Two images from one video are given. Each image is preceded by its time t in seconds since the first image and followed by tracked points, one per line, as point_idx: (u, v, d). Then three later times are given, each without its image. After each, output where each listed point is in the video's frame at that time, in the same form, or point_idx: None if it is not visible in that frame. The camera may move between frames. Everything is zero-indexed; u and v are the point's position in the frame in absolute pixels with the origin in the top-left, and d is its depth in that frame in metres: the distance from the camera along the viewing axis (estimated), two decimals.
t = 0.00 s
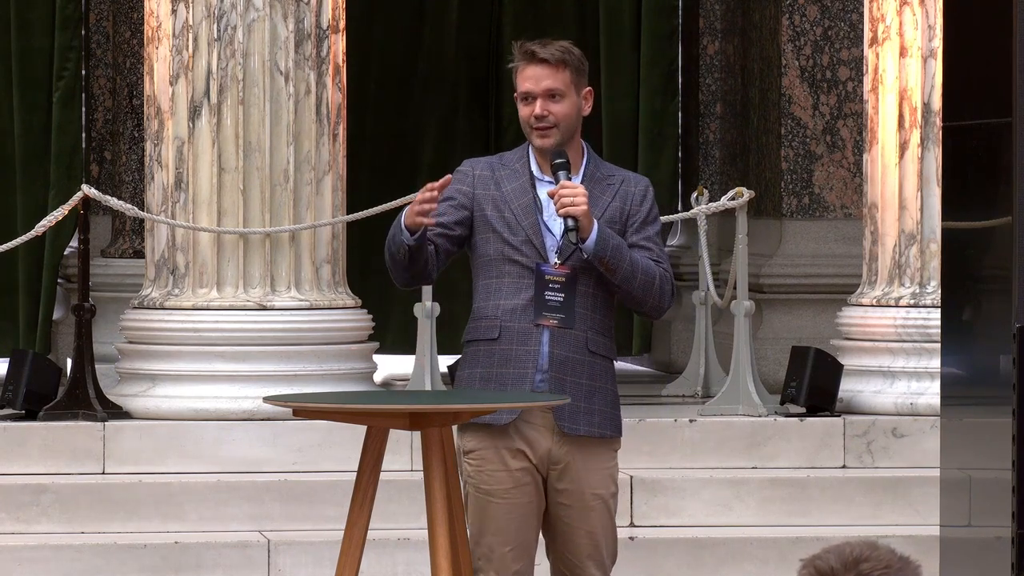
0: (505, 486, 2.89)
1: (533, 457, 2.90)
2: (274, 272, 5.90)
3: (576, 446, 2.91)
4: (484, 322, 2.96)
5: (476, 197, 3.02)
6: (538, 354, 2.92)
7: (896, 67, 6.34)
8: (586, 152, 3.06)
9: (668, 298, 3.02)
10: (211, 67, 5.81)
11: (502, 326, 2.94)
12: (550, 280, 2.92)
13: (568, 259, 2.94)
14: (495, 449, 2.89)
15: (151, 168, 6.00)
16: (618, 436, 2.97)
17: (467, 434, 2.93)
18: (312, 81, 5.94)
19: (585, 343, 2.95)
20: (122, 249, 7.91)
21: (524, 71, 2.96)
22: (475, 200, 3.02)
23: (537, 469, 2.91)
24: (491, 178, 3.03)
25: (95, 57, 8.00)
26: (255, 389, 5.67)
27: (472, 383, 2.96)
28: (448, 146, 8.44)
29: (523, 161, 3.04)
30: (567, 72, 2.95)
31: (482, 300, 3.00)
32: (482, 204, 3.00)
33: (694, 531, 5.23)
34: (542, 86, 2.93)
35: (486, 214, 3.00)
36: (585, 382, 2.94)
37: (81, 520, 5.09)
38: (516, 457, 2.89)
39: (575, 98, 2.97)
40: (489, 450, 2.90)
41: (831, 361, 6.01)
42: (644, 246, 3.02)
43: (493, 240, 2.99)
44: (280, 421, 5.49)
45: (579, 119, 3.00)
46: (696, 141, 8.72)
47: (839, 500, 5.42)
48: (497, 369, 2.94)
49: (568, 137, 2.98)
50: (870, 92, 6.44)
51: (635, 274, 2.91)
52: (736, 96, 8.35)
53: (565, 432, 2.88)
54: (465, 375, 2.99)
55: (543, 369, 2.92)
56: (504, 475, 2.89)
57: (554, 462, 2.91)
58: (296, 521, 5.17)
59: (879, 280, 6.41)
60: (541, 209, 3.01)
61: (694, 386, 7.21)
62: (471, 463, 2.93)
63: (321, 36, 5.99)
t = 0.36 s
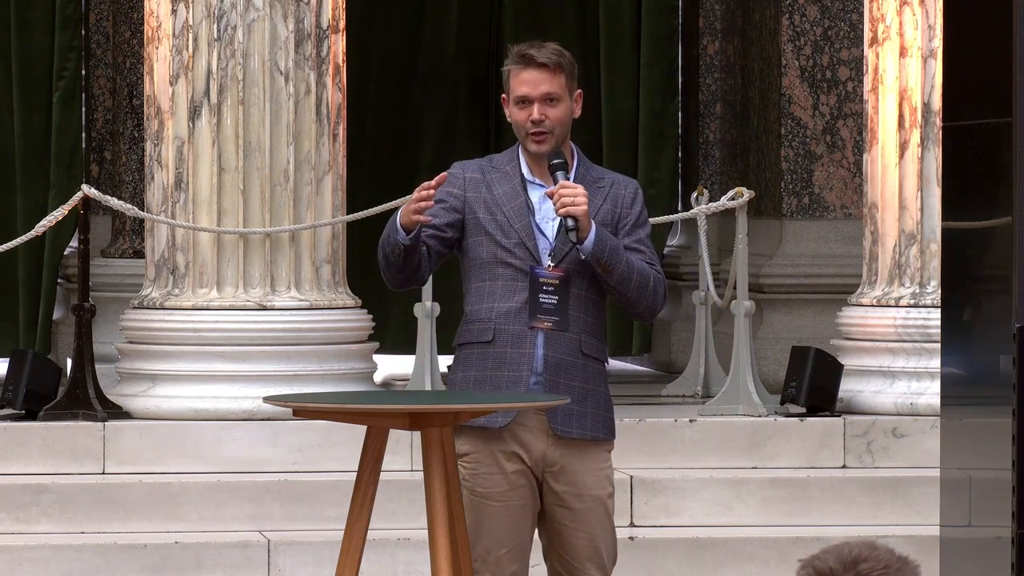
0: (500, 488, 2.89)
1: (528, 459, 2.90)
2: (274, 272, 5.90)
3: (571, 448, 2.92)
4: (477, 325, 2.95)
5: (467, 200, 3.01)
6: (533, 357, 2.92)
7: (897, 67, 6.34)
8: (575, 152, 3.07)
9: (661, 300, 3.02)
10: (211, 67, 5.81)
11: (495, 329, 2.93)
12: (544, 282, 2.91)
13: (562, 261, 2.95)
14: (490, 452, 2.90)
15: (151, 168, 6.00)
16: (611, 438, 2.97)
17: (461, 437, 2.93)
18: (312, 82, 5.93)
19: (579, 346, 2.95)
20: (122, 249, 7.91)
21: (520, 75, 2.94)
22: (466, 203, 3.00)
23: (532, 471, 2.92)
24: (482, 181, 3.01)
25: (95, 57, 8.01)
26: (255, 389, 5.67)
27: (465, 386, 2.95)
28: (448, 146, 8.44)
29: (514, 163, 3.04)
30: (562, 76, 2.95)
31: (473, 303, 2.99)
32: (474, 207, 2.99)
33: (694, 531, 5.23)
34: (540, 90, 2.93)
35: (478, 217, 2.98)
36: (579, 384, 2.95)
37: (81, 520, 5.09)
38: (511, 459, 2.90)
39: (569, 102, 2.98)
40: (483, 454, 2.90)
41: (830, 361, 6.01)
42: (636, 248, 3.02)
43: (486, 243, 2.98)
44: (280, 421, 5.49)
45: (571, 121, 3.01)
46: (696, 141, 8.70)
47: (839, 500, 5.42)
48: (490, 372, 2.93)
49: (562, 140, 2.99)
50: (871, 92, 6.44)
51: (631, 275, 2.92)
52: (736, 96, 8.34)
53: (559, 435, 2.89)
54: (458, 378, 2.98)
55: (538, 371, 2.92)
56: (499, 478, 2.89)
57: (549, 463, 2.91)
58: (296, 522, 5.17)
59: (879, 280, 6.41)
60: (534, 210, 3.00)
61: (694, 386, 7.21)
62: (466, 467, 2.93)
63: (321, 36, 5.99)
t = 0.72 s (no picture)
0: (502, 488, 2.89)
1: (530, 459, 2.90)
2: (274, 272, 5.90)
3: (573, 447, 2.92)
4: (478, 329, 2.95)
5: (465, 202, 3.00)
6: (534, 360, 2.92)
7: (896, 67, 6.34)
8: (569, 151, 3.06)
9: (660, 297, 3.02)
10: (211, 67, 5.81)
11: (496, 332, 2.93)
12: (543, 284, 2.92)
13: (561, 261, 2.95)
14: (492, 452, 2.90)
15: (151, 168, 6.00)
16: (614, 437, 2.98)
17: (462, 437, 2.93)
18: (312, 81, 5.93)
19: (580, 346, 2.95)
20: (122, 249, 7.91)
21: (523, 78, 2.93)
22: (464, 205, 3.00)
23: (534, 470, 2.92)
24: (480, 182, 3.00)
25: (95, 57, 8.01)
26: (255, 390, 5.67)
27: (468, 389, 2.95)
28: (448, 146, 8.44)
29: (511, 164, 3.01)
30: (564, 79, 2.95)
31: (474, 305, 2.98)
32: (473, 209, 2.98)
33: (694, 531, 5.23)
34: (545, 94, 2.92)
35: (477, 220, 2.98)
36: (581, 385, 2.95)
37: (81, 520, 5.09)
38: (513, 459, 2.90)
39: (570, 104, 2.98)
40: (485, 453, 2.90)
41: (830, 361, 6.01)
42: (634, 246, 3.02)
43: (485, 245, 2.97)
44: (280, 421, 5.50)
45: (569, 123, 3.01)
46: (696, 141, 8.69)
47: (839, 500, 5.42)
48: (492, 375, 2.93)
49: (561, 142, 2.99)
50: (870, 92, 6.44)
51: (630, 275, 2.92)
52: (736, 96, 8.34)
53: (564, 436, 2.90)
54: (459, 380, 2.97)
55: (540, 373, 2.92)
56: (500, 477, 2.89)
57: (551, 462, 2.91)
58: (297, 521, 5.17)
59: (879, 280, 6.41)
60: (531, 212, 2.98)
61: (693, 386, 7.21)
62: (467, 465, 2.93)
63: (321, 36, 5.99)
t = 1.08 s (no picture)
0: (516, 484, 2.88)
1: (544, 455, 2.90)
2: (274, 272, 5.90)
3: (590, 443, 2.91)
4: (494, 334, 2.94)
5: (472, 207, 2.98)
6: (551, 363, 2.91)
7: (896, 67, 6.34)
8: (574, 148, 3.04)
9: (672, 288, 3.01)
10: (211, 67, 5.82)
11: (511, 337, 2.92)
12: (555, 287, 2.88)
13: (571, 262, 2.93)
14: (508, 448, 2.89)
15: (152, 168, 6.01)
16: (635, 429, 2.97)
17: (477, 436, 2.92)
18: (312, 82, 5.93)
19: (597, 344, 2.93)
20: (122, 249, 7.91)
21: (523, 76, 2.91)
22: (471, 210, 2.98)
23: (549, 466, 2.92)
24: (485, 186, 2.98)
25: (95, 57, 8.01)
26: (255, 389, 5.68)
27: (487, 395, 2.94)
28: (448, 146, 8.44)
29: (516, 165, 2.99)
30: (564, 74, 2.93)
31: (488, 310, 2.97)
32: (480, 215, 2.97)
33: (694, 531, 5.23)
34: (547, 89, 2.89)
35: (485, 225, 2.96)
36: (599, 383, 2.93)
37: (81, 520, 5.09)
38: (528, 454, 2.89)
39: (571, 98, 2.95)
40: (500, 450, 2.89)
41: (830, 361, 6.01)
42: (645, 238, 3.01)
43: (495, 250, 2.96)
44: (280, 421, 5.50)
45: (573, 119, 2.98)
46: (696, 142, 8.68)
47: (839, 500, 5.42)
48: (510, 381, 2.92)
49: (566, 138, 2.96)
50: (870, 92, 6.45)
51: (642, 271, 2.91)
52: (736, 96, 8.34)
53: (584, 436, 2.89)
54: (478, 387, 2.98)
55: (557, 375, 2.92)
56: (515, 472, 2.88)
57: (567, 458, 2.91)
58: (297, 521, 5.16)
59: (879, 280, 6.41)
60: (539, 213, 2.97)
61: (693, 386, 7.21)
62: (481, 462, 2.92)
63: (321, 36, 5.99)
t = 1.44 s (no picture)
0: (531, 480, 2.87)
1: (560, 453, 2.87)
2: (274, 272, 5.90)
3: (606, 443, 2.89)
4: (508, 334, 2.93)
5: (492, 208, 2.98)
6: (564, 363, 2.89)
7: (897, 67, 6.34)
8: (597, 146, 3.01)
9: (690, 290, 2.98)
10: (211, 67, 5.81)
11: (525, 337, 2.91)
12: (569, 288, 2.84)
13: (586, 263, 2.90)
14: (525, 445, 2.88)
15: (152, 168, 6.01)
16: (650, 429, 2.95)
17: (495, 432, 2.91)
18: (311, 81, 5.94)
19: (611, 344, 2.90)
20: (122, 249, 7.91)
21: (551, 67, 2.90)
22: (491, 211, 2.98)
23: (564, 465, 2.89)
24: (504, 187, 2.98)
25: (95, 57, 8.00)
26: (255, 390, 5.68)
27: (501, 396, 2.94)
28: (448, 146, 8.45)
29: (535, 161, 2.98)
30: (593, 73, 2.91)
31: (506, 310, 2.96)
32: (499, 215, 2.96)
33: (694, 531, 5.23)
34: (572, 85, 2.88)
35: (503, 226, 2.95)
36: (613, 383, 2.90)
37: (81, 520, 5.09)
38: (544, 453, 2.87)
39: (598, 98, 2.93)
40: (516, 446, 2.88)
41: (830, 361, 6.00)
42: (664, 240, 2.97)
43: (513, 251, 2.95)
44: (280, 421, 5.50)
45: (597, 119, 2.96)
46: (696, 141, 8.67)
47: (839, 500, 5.42)
48: (524, 381, 2.91)
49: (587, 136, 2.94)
50: (871, 92, 6.45)
51: (659, 273, 2.87)
52: (736, 96, 8.35)
53: (599, 436, 2.86)
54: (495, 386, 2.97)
55: (571, 374, 2.89)
56: (531, 468, 2.87)
57: (582, 456, 2.88)
58: (297, 522, 5.16)
59: (879, 280, 6.41)
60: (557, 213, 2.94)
61: (693, 386, 7.20)
62: (498, 457, 2.91)
63: (321, 36, 5.99)
